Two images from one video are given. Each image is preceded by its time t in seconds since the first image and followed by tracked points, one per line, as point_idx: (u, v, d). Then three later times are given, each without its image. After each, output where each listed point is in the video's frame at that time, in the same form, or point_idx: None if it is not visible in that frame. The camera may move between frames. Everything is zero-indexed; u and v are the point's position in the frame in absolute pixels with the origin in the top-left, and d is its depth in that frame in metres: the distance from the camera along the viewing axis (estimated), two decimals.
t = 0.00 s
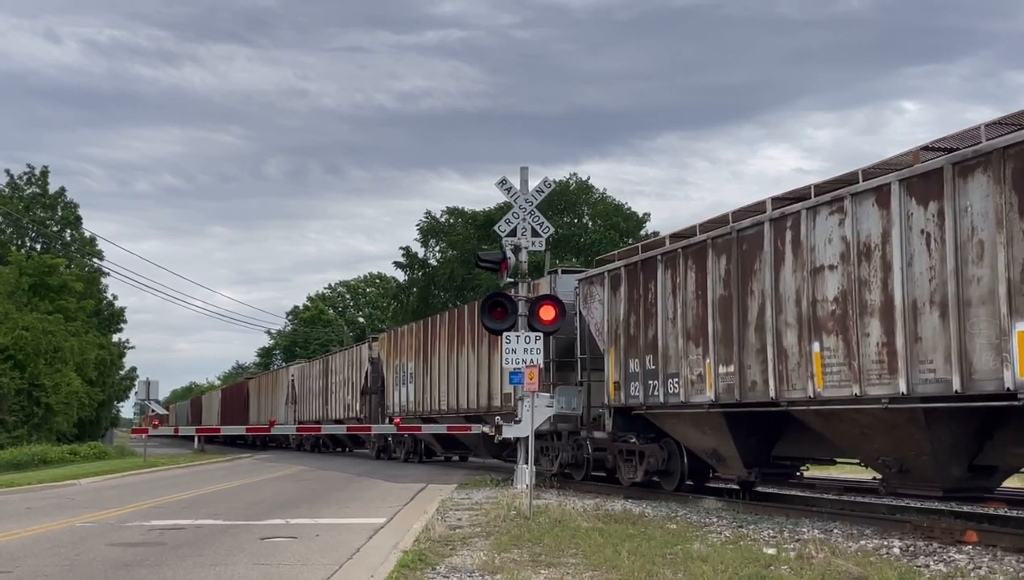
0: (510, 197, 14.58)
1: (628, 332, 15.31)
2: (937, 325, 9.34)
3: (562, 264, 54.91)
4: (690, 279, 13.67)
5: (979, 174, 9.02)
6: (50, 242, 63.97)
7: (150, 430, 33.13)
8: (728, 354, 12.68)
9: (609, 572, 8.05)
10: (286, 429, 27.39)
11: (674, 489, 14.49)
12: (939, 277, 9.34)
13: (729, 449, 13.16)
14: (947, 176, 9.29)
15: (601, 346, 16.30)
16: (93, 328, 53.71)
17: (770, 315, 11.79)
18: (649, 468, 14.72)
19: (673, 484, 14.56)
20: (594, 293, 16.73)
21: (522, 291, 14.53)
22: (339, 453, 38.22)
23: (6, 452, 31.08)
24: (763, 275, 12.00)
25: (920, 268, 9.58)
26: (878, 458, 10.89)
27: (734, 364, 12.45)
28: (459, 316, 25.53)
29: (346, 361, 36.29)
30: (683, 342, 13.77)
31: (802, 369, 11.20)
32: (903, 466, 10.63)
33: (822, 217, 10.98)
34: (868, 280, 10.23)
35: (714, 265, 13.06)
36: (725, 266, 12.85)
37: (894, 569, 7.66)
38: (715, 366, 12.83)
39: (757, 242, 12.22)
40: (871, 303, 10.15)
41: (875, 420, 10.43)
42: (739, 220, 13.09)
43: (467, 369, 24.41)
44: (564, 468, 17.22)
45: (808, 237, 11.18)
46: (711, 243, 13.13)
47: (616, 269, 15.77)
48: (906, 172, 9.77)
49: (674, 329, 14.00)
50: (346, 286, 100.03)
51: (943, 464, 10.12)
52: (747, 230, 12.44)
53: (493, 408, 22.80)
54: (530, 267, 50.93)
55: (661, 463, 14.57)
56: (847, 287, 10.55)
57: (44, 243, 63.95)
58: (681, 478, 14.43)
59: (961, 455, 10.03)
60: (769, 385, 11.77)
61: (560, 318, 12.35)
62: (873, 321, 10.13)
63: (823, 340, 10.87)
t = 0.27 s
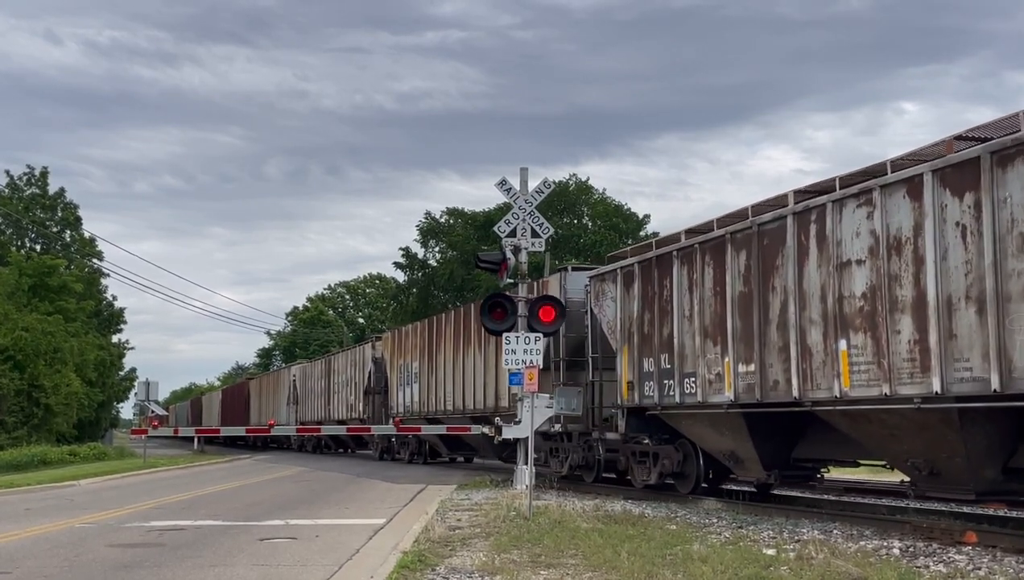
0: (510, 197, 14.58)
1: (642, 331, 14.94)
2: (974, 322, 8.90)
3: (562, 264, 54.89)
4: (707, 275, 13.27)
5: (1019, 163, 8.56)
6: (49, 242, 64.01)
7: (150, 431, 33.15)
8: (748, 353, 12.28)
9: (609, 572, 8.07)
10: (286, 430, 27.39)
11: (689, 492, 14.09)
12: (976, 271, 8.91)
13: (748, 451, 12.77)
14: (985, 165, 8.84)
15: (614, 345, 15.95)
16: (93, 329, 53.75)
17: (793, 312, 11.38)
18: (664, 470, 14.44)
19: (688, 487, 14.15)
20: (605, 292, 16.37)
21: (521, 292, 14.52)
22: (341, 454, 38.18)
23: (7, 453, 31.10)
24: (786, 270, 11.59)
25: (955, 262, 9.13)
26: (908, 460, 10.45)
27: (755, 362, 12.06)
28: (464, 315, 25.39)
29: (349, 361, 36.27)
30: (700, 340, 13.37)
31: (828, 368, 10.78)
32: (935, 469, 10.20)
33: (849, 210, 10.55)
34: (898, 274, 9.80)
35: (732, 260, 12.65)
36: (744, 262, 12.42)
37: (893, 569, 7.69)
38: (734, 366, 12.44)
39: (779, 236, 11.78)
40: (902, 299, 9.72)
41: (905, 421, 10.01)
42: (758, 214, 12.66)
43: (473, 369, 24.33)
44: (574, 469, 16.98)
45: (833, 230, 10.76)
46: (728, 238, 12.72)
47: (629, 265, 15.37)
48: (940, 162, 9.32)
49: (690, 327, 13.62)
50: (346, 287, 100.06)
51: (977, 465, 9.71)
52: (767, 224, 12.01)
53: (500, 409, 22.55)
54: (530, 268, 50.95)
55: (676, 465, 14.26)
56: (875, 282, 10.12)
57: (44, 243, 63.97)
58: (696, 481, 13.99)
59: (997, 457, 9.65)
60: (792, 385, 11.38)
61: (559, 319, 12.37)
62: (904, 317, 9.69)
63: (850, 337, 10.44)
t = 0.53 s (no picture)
0: (510, 197, 14.59)
1: (657, 329, 14.60)
2: (1014, 318, 8.56)
3: (562, 265, 54.92)
4: (726, 271, 12.93)
5: None
6: (49, 242, 64.04)
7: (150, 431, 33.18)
8: (770, 351, 11.93)
9: (609, 572, 8.10)
10: (286, 430, 27.41)
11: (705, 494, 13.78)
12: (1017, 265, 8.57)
13: (768, 452, 12.39)
14: None
15: (627, 343, 15.59)
16: (93, 329, 53.78)
17: (818, 308, 11.02)
18: (680, 472, 14.17)
19: (705, 489, 13.85)
20: (619, 290, 16.05)
21: (522, 292, 14.53)
22: (343, 454, 38.13)
23: (7, 453, 31.12)
24: (811, 265, 11.23)
25: (994, 255, 8.80)
26: (939, 462, 10.11)
27: (777, 360, 11.70)
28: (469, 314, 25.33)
29: (352, 360, 36.29)
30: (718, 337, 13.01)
31: (855, 366, 10.42)
32: (969, 472, 9.89)
33: (878, 201, 10.23)
34: (931, 269, 9.46)
35: (753, 255, 12.32)
36: (767, 257, 12.08)
37: (892, 569, 7.71)
38: (755, 364, 12.09)
39: (803, 230, 11.44)
40: (935, 295, 9.38)
41: (937, 421, 9.67)
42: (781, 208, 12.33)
43: (477, 368, 24.28)
44: (586, 470, 16.81)
45: (861, 224, 10.43)
46: (751, 233, 12.39)
47: (645, 261, 15.03)
48: (978, 152, 9.00)
49: (708, 324, 13.29)
50: (346, 287, 100.09)
51: (1014, 468, 9.41)
52: (790, 217, 11.69)
53: (505, 409, 22.39)
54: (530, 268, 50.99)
55: (693, 467, 13.97)
56: (907, 277, 9.78)
57: (44, 243, 63.98)
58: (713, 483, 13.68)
59: None
60: (816, 384, 11.02)
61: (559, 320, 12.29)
62: (938, 313, 9.35)
63: (880, 334, 10.09)
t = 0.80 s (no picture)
0: (510, 197, 14.58)
1: (672, 326, 14.22)
2: None
3: (562, 265, 54.90)
4: (746, 266, 12.53)
5: None
6: (49, 242, 64.00)
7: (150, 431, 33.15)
8: (793, 348, 11.53)
9: (609, 572, 8.07)
10: (286, 430, 27.38)
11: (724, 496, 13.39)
12: None
13: (789, 453, 12.06)
14: None
15: (641, 341, 15.16)
16: (93, 329, 53.76)
17: (846, 303, 10.59)
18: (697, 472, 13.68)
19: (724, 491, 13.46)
20: (631, 285, 15.63)
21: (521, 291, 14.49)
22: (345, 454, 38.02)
23: (6, 453, 31.10)
24: (838, 258, 10.79)
25: None
26: (974, 463, 9.77)
27: (801, 358, 11.28)
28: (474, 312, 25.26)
29: (355, 359, 36.26)
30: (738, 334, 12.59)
31: (886, 363, 10.00)
32: (1004, 473, 9.58)
33: (909, 192, 9.81)
34: (969, 262, 9.06)
35: (776, 249, 11.91)
36: (791, 250, 11.67)
37: (893, 569, 7.68)
38: (779, 362, 11.71)
39: (829, 222, 11.02)
40: (973, 288, 8.98)
41: (972, 421, 9.28)
42: (804, 201, 11.92)
43: (484, 367, 24.20)
44: (597, 471, 16.39)
45: (891, 215, 10.00)
46: (773, 225, 11.95)
47: (660, 255, 14.63)
48: (1019, 139, 8.61)
49: (727, 321, 12.89)
50: (346, 287, 100.05)
51: None
52: (816, 210, 11.28)
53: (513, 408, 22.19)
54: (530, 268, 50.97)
55: (710, 468, 13.60)
56: (941, 270, 9.37)
57: (44, 243, 63.94)
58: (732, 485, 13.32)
59: None
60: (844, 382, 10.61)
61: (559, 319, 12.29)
62: (976, 307, 8.95)
63: (912, 330, 9.67)
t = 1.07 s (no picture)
0: (510, 197, 14.58)
1: (688, 323, 13.85)
2: None
3: (562, 265, 54.90)
4: (768, 262, 12.07)
5: None
6: (49, 242, 63.99)
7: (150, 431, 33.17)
8: (818, 346, 11.04)
9: (609, 572, 8.09)
10: (286, 430, 27.38)
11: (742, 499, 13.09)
12: None
13: (814, 454, 11.66)
14: None
15: (657, 339, 14.81)
16: (93, 329, 53.77)
17: (875, 298, 10.08)
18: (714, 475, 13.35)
19: (742, 494, 13.16)
20: (647, 282, 15.30)
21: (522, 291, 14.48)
22: (347, 454, 37.97)
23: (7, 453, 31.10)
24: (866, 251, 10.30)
25: None
26: (1011, 465, 9.32)
27: (827, 356, 10.79)
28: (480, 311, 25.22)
29: (358, 358, 36.26)
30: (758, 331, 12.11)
31: (919, 361, 9.51)
32: None
33: (944, 181, 9.37)
34: (1009, 255, 8.62)
35: (799, 242, 11.42)
36: (816, 244, 11.18)
37: (893, 569, 7.70)
38: (802, 360, 11.22)
39: (857, 214, 10.54)
40: (1014, 282, 8.54)
41: (1010, 422, 8.81)
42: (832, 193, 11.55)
43: (491, 366, 24.16)
44: (608, 472, 16.14)
45: (924, 206, 9.55)
46: (796, 219, 11.48)
47: (677, 251, 14.27)
48: None
49: (748, 318, 12.41)
50: (346, 287, 100.06)
51: None
52: (842, 202, 10.80)
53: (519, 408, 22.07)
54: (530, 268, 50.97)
55: (729, 470, 13.12)
56: (979, 263, 8.90)
57: (44, 243, 63.96)
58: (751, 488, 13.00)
59: None
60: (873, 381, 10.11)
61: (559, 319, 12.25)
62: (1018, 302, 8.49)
63: (947, 327, 9.19)
